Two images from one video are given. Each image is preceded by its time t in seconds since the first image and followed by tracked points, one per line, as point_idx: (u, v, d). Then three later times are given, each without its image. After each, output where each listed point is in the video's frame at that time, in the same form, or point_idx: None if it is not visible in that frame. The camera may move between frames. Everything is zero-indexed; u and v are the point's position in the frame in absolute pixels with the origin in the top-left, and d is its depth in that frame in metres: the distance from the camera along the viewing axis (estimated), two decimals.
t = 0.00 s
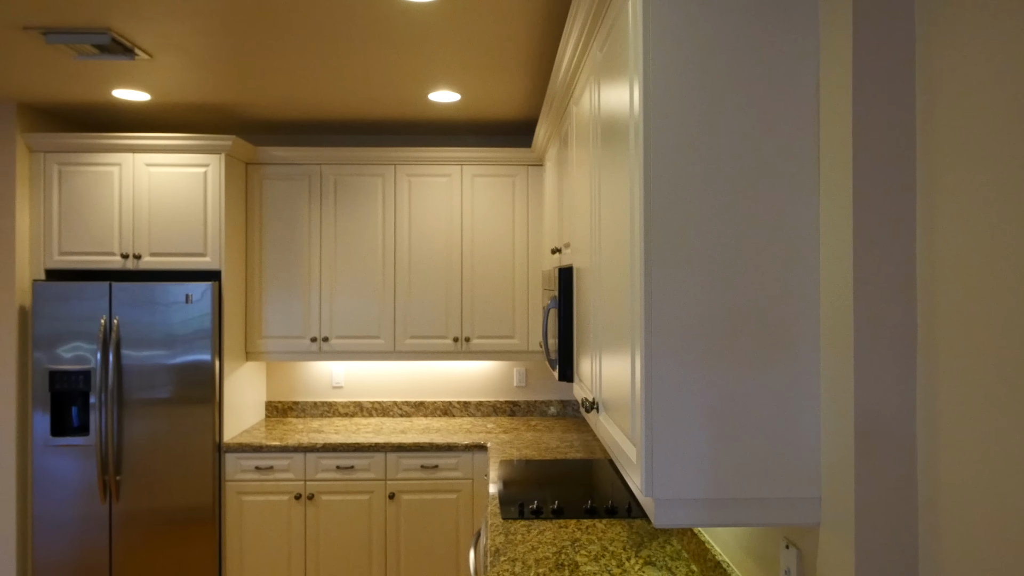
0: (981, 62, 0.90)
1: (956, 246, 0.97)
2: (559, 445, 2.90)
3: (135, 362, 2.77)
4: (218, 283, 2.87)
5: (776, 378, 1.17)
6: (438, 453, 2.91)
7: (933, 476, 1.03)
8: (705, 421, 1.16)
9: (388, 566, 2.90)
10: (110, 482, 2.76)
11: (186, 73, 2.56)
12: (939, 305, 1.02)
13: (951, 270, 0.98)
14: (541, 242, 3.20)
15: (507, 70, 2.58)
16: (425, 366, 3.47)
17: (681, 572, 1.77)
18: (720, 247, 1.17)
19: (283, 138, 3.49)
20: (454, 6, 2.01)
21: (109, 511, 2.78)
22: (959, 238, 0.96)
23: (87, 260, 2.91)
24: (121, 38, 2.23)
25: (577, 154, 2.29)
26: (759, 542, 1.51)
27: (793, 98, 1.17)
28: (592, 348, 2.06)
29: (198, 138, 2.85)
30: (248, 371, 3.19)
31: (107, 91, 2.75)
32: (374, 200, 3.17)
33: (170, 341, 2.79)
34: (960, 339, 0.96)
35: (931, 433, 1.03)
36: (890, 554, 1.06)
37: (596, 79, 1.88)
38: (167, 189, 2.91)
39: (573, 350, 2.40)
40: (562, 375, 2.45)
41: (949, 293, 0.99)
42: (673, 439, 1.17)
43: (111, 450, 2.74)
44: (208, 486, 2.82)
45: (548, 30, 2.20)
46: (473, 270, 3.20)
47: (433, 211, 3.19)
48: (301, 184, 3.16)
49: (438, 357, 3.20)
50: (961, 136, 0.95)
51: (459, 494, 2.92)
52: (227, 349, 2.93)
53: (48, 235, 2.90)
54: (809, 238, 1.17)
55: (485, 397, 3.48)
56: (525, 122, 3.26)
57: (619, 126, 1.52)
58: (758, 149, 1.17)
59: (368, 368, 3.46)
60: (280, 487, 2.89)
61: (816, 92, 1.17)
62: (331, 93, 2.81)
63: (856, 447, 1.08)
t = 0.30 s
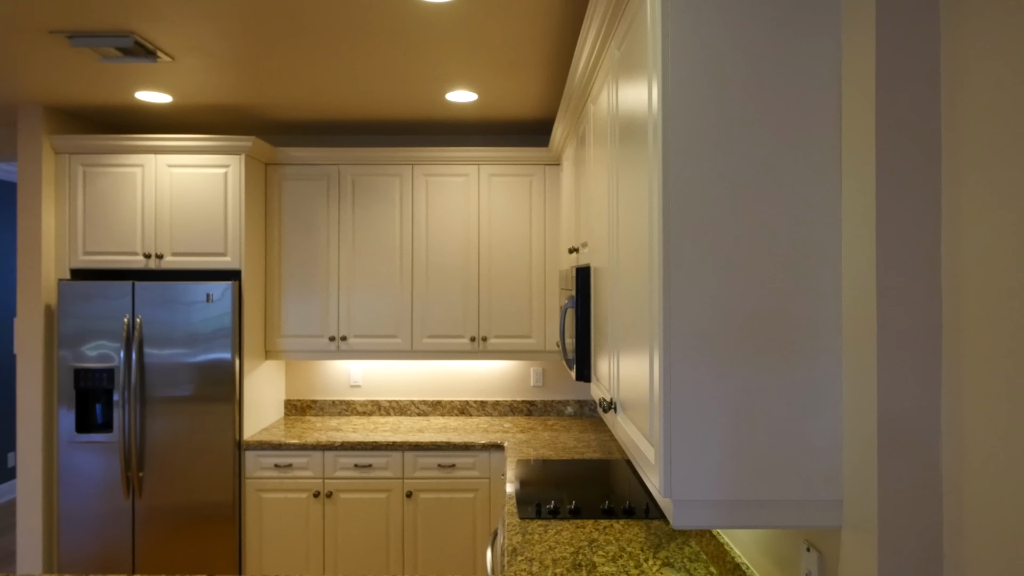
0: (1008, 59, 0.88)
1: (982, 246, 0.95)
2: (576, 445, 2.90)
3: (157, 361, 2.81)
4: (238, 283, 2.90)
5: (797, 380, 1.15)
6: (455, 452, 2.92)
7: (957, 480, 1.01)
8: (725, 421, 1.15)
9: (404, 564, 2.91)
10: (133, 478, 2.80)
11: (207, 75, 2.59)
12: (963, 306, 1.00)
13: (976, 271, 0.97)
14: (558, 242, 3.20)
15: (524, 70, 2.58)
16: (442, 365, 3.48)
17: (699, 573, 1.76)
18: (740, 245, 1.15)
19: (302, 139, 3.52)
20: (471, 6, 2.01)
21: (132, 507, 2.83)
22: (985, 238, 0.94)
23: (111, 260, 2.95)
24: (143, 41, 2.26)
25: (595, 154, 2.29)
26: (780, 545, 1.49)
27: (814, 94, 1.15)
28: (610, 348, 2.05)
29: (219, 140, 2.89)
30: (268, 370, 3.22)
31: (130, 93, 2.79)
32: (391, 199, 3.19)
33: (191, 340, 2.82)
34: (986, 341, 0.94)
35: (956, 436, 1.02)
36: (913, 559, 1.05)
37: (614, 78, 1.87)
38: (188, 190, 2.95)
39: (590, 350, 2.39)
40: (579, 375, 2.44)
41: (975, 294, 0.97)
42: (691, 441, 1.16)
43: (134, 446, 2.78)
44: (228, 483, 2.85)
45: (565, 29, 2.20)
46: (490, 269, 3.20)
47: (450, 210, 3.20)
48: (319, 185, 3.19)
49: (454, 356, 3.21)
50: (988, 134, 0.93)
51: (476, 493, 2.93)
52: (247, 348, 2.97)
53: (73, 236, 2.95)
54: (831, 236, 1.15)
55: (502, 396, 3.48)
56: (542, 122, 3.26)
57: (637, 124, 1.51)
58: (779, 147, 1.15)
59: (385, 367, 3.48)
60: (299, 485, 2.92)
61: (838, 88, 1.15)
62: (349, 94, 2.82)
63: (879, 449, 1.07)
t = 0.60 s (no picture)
0: None
1: (1014, 244, 0.93)
2: (594, 445, 2.89)
3: (179, 359, 2.84)
4: (259, 282, 2.93)
5: (819, 381, 1.14)
6: (472, 451, 2.92)
7: (988, 482, 0.99)
8: (746, 421, 1.14)
9: (421, 562, 2.92)
10: (156, 475, 2.84)
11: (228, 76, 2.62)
12: (994, 306, 0.98)
13: (1007, 269, 0.95)
14: (576, 241, 3.19)
15: (542, 69, 2.58)
16: (460, 364, 3.49)
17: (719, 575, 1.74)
18: (763, 244, 1.14)
19: (321, 140, 3.55)
20: (489, 6, 2.01)
21: (156, 503, 2.87)
22: (1017, 236, 0.92)
23: (134, 259, 3.00)
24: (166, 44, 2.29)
25: (613, 152, 2.28)
26: (802, 547, 1.47)
27: (838, 90, 1.13)
28: (629, 347, 2.04)
29: (239, 140, 2.92)
30: (288, 368, 3.25)
31: (153, 94, 2.83)
32: (409, 199, 3.20)
33: (212, 338, 2.85)
34: (1018, 342, 0.92)
35: (986, 438, 1.00)
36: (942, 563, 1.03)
37: (633, 76, 1.86)
38: (209, 190, 2.98)
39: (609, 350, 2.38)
40: (597, 374, 2.43)
41: (1006, 293, 0.95)
42: (712, 442, 1.14)
43: (157, 443, 2.82)
44: (249, 480, 2.88)
45: (583, 28, 2.19)
46: (508, 269, 3.20)
47: (468, 210, 3.20)
48: (338, 185, 3.21)
49: (472, 356, 3.22)
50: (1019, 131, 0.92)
51: (493, 492, 2.93)
52: (267, 347, 2.99)
53: (98, 235, 3.00)
54: (855, 234, 1.13)
55: (520, 396, 3.48)
56: (560, 121, 3.25)
57: (657, 122, 1.50)
58: (801, 144, 1.14)
59: (403, 366, 3.50)
60: (318, 483, 2.94)
61: (861, 83, 1.13)
62: (367, 94, 2.84)
63: (904, 450, 1.05)
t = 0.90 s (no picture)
0: None
1: None
2: (612, 446, 2.88)
3: (202, 358, 2.88)
4: (279, 282, 2.96)
5: (843, 382, 1.12)
6: (490, 451, 2.93)
7: (1017, 487, 0.98)
8: (768, 424, 1.13)
9: (438, 561, 2.93)
10: (178, 472, 2.88)
11: (249, 79, 2.64)
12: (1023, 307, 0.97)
13: None
14: (594, 241, 3.18)
15: (561, 69, 2.58)
16: (478, 364, 3.49)
17: None
18: (784, 245, 1.13)
19: (340, 141, 3.57)
20: (507, 6, 2.01)
21: (178, 499, 2.91)
22: None
23: (158, 259, 3.05)
24: (189, 47, 2.32)
25: (632, 152, 2.27)
26: (823, 551, 1.46)
27: (861, 88, 1.12)
28: (647, 347, 2.03)
29: (260, 142, 2.95)
30: (307, 367, 3.28)
31: (176, 97, 2.86)
32: (427, 199, 3.21)
33: (234, 338, 2.89)
34: None
35: (1015, 441, 0.99)
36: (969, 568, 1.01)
37: (652, 75, 1.85)
38: (231, 191, 3.02)
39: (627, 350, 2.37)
40: (615, 374, 2.42)
41: None
42: (733, 443, 1.13)
43: (180, 441, 2.86)
44: (270, 478, 2.91)
45: (602, 27, 2.18)
46: (525, 268, 3.20)
47: (486, 210, 3.20)
48: (357, 185, 3.23)
49: (490, 355, 3.22)
50: None
51: (511, 492, 2.93)
52: (287, 346, 3.02)
53: (122, 236, 3.05)
54: (878, 233, 1.12)
55: (537, 396, 3.48)
56: (578, 120, 3.24)
57: (676, 121, 1.48)
58: (825, 143, 1.12)
59: (422, 366, 3.51)
60: (337, 481, 2.97)
61: (886, 80, 1.11)
62: (386, 95, 2.85)
63: (931, 453, 1.03)
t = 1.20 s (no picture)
0: None
1: None
2: (630, 446, 2.87)
3: (223, 356, 2.92)
4: (299, 281, 2.99)
5: (866, 385, 1.10)
6: (508, 450, 2.93)
7: None
8: (789, 427, 1.11)
9: (456, 560, 2.94)
10: (200, 469, 2.92)
11: (269, 80, 2.67)
12: None
13: None
14: (612, 240, 3.16)
15: (579, 68, 2.57)
16: (495, 363, 3.49)
17: None
18: (806, 247, 1.11)
19: (359, 141, 3.60)
20: (525, 5, 2.01)
21: (200, 496, 2.94)
22: None
23: (180, 259, 3.09)
24: (211, 49, 2.34)
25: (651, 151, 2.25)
26: (845, 554, 1.44)
27: (886, 86, 1.10)
28: (666, 348, 2.02)
29: (280, 142, 2.98)
30: (327, 366, 3.31)
31: (197, 99, 2.90)
32: (446, 199, 3.22)
33: (254, 337, 2.92)
34: None
35: None
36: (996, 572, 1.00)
37: (671, 73, 1.83)
38: (251, 192, 3.05)
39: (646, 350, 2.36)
40: (634, 375, 2.40)
41: None
42: (754, 446, 1.12)
43: (202, 438, 2.90)
44: (289, 475, 2.94)
45: (620, 25, 2.17)
46: (543, 267, 3.19)
47: (504, 209, 3.20)
48: (375, 185, 3.25)
49: (508, 355, 3.22)
50: None
51: (529, 492, 2.92)
52: (307, 345, 3.05)
53: (146, 236, 3.10)
54: (903, 234, 1.10)
55: (555, 395, 3.48)
56: (597, 119, 3.23)
57: (696, 120, 1.47)
58: (848, 143, 1.10)
59: (439, 365, 3.52)
60: (356, 479, 2.99)
61: (911, 77, 1.10)
62: (404, 96, 2.87)
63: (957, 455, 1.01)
